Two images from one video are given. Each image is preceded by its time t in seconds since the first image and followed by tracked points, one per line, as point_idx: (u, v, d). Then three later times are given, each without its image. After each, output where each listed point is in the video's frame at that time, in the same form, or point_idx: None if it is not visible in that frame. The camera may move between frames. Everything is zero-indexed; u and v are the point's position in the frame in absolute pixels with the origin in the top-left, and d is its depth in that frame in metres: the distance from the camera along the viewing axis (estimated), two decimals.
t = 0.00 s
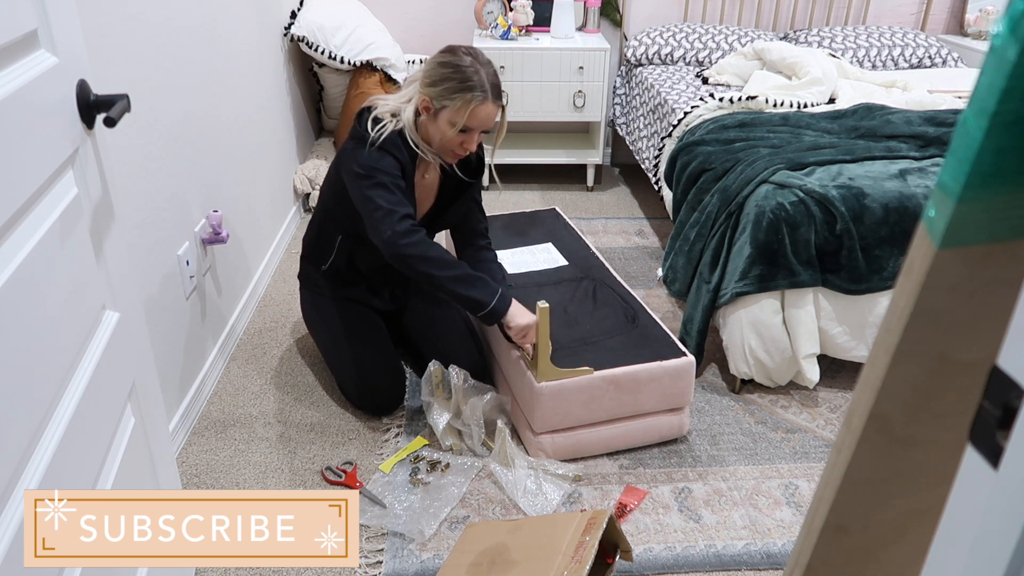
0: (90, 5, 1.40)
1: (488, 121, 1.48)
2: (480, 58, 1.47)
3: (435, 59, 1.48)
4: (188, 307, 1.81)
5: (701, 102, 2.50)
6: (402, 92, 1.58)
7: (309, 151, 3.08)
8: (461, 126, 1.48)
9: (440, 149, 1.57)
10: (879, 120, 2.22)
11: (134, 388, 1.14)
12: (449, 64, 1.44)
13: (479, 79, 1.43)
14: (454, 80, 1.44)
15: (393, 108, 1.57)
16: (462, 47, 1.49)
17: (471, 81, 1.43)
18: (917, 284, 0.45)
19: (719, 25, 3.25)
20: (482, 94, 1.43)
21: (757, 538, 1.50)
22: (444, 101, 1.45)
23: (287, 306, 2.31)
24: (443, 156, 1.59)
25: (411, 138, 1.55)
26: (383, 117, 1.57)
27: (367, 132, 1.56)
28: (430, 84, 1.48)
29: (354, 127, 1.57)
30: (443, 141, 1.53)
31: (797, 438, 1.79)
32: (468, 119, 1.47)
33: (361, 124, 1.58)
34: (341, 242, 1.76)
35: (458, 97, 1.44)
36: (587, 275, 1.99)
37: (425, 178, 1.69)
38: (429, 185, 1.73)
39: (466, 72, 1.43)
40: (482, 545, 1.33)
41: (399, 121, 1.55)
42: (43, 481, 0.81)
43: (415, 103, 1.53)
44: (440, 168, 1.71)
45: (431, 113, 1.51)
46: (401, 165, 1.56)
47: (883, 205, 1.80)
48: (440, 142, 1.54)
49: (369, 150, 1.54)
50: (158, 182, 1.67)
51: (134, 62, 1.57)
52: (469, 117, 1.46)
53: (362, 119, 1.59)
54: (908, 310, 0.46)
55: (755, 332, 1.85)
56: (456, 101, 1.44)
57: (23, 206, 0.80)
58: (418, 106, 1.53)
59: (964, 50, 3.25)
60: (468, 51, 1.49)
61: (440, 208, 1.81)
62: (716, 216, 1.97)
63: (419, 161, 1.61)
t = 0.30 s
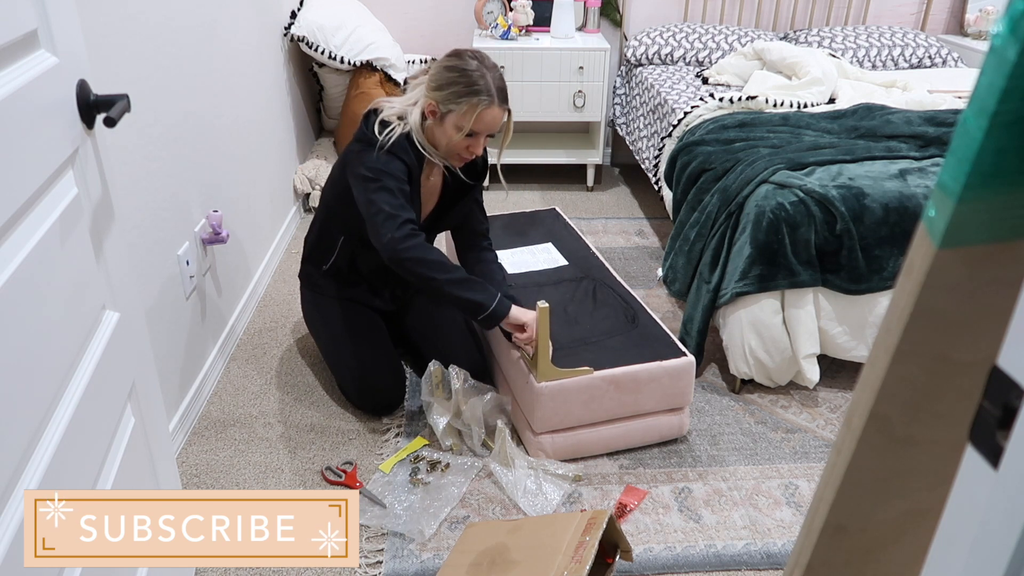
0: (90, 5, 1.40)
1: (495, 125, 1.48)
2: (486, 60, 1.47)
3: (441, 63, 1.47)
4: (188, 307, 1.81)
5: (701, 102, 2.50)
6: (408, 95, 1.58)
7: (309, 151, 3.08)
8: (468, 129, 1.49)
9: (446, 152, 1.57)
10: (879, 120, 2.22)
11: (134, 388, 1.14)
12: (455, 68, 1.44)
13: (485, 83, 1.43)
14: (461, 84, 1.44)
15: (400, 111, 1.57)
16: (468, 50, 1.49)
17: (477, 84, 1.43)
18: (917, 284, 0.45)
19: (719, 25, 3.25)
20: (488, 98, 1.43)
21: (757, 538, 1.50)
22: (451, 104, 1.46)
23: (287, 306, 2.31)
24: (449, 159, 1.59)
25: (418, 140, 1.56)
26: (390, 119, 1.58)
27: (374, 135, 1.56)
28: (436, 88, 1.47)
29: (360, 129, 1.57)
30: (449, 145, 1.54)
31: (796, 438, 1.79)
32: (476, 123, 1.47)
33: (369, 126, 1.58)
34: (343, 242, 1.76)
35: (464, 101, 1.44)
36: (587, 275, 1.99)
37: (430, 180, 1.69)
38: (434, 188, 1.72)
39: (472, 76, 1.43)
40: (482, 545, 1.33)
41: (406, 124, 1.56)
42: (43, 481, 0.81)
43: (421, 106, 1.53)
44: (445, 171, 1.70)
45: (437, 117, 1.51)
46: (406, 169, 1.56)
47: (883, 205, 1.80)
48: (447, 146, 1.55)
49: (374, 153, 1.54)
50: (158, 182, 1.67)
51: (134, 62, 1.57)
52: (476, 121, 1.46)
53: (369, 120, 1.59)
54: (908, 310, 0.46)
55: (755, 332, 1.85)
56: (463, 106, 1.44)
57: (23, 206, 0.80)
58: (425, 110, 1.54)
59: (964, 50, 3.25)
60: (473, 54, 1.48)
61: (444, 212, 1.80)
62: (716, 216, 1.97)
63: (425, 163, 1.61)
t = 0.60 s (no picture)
0: (90, 4, 1.40)
1: (496, 130, 1.48)
2: (488, 64, 1.47)
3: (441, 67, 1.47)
4: (188, 307, 1.81)
5: (701, 102, 2.50)
6: (410, 96, 1.58)
7: (309, 151, 3.08)
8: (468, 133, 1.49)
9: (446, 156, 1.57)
10: (879, 120, 2.22)
11: (134, 388, 1.14)
12: (456, 72, 1.44)
13: (486, 88, 1.43)
14: (460, 88, 1.44)
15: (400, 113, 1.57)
16: (469, 53, 1.49)
17: (478, 89, 1.43)
18: (918, 284, 0.45)
19: (719, 25, 3.25)
20: (489, 103, 1.43)
21: (757, 538, 1.50)
22: (452, 109, 1.46)
23: (287, 306, 2.31)
24: (449, 162, 1.59)
25: (419, 142, 1.56)
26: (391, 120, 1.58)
27: (375, 136, 1.56)
28: (437, 91, 1.47)
29: (361, 129, 1.57)
30: (450, 148, 1.54)
31: (796, 438, 1.79)
32: (477, 127, 1.47)
33: (370, 126, 1.58)
34: (344, 243, 1.76)
35: (465, 105, 1.44)
36: (587, 275, 1.99)
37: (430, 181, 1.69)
38: (434, 189, 1.72)
39: (473, 81, 1.43)
40: (482, 545, 1.33)
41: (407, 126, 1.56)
42: (43, 481, 0.81)
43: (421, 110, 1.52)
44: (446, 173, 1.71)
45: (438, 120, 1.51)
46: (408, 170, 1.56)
47: (883, 205, 1.80)
48: (448, 149, 1.54)
49: (376, 154, 1.54)
50: (158, 182, 1.67)
51: (134, 62, 1.57)
52: (477, 125, 1.46)
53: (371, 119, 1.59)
54: (909, 310, 0.46)
55: (755, 332, 1.85)
56: (465, 111, 1.45)
57: (23, 206, 0.80)
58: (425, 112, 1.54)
59: (964, 50, 3.25)
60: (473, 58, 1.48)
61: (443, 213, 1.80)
62: (716, 216, 1.97)
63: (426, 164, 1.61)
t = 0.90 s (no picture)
0: (90, 4, 1.40)
1: (492, 128, 1.47)
2: (488, 62, 1.47)
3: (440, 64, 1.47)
4: (188, 307, 1.81)
5: (701, 102, 2.50)
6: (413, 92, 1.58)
7: (309, 151, 3.09)
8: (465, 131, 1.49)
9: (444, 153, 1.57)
10: (879, 120, 2.22)
11: (134, 388, 1.14)
12: (455, 69, 1.44)
13: (484, 85, 1.43)
14: (459, 85, 1.44)
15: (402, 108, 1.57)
16: (471, 51, 1.49)
17: (477, 86, 1.43)
18: (918, 283, 0.45)
19: (719, 25, 3.25)
20: (487, 100, 1.43)
21: (756, 538, 1.50)
22: (450, 105, 1.45)
23: (287, 306, 2.31)
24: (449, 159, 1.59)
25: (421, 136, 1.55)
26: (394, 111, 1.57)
27: (380, 127, 1.55)
28: (437, 88, 1.47)
29: (366, 121, 1.57)
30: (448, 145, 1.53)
31: (797, 438, 1.79)
32: (473, 124, 1.46)
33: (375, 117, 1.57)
34: (344, 240, 1.75)
35: (462, 102, 1.44)
36: (587, 275, 1.99)
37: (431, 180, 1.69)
38: (435, 188, 1.72)
39: (471, 77, 1.42)
40: (482, 545, 1.33)
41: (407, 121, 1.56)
42: (43, 481, 0.81)
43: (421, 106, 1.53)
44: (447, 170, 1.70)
45: (437, 116, 1.51)
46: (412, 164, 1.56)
47: (883, 205, 1.80)
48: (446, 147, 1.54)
49: (380, 144, 1.54)
50: (158, 182, 1.67)
51: (134, 62, 1.57)
52: (474, 123, 1.46)
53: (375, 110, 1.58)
54: (909, 309, 0.46)
55: (755, 332, 1.85)
56: (460, 107, 1.44)
57: (23, 206, 0.80)
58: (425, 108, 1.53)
59: (964, 50, 3.25)
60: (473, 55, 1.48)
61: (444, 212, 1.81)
62: (716, 216, 1.97)
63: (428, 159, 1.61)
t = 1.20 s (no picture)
0: (89, 4, 1.40)
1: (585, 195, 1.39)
2: (638, 108, 1.35)
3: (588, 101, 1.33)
4: (188, 307, 1.81)
5: (701, 102, 2.50)
6: (522, 111, 1.38)
7: (309, 151, 3.09)
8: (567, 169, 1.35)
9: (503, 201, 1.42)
10: (879, 120, 2.22)
11: (134, 388, 1.14)
12: (645, 126, 1.33)
13: (649, 145, 1.34)
14: (631, 144, 1.32)
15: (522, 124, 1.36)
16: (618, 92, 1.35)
17: (643, 150, 1.33)
18: (918, 283, 0.45)
19: (719, 25, 3.25)
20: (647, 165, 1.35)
21: (757, 538, 1.50)
22: (614, 163, 1.32)
23: (287, 306, 2.31)
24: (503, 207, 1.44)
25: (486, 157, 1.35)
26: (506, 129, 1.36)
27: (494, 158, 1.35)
28: (599, 139, 1.31)
29: (470, 125, 1.36)
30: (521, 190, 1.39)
31: (797, 438, 1.79)
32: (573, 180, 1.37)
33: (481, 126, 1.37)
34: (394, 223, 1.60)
35: (628, 164, 1.33)
36: (587, 275, 1.99)
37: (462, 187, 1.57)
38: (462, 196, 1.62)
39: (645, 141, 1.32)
40: (482, 545, 1.33)
41: (525, 142, 1.35)
42: (43, 481, 0.81)
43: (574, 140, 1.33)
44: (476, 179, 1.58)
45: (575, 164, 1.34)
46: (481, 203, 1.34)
47: (883, 205, 1.80)
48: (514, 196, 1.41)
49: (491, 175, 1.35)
50: (158, 182, 1.67)
51: (134, 62, 1.57)
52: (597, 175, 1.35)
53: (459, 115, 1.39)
54: (909, 309, 0.46)
55: (756, 332, 1.85)
56: (598, 167, 1.34)
57: (23, 206, 0.80)
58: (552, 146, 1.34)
59: (964, 50, 3.25)
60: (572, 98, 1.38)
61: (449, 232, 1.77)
62: (716, 216, 1.97)
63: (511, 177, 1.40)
